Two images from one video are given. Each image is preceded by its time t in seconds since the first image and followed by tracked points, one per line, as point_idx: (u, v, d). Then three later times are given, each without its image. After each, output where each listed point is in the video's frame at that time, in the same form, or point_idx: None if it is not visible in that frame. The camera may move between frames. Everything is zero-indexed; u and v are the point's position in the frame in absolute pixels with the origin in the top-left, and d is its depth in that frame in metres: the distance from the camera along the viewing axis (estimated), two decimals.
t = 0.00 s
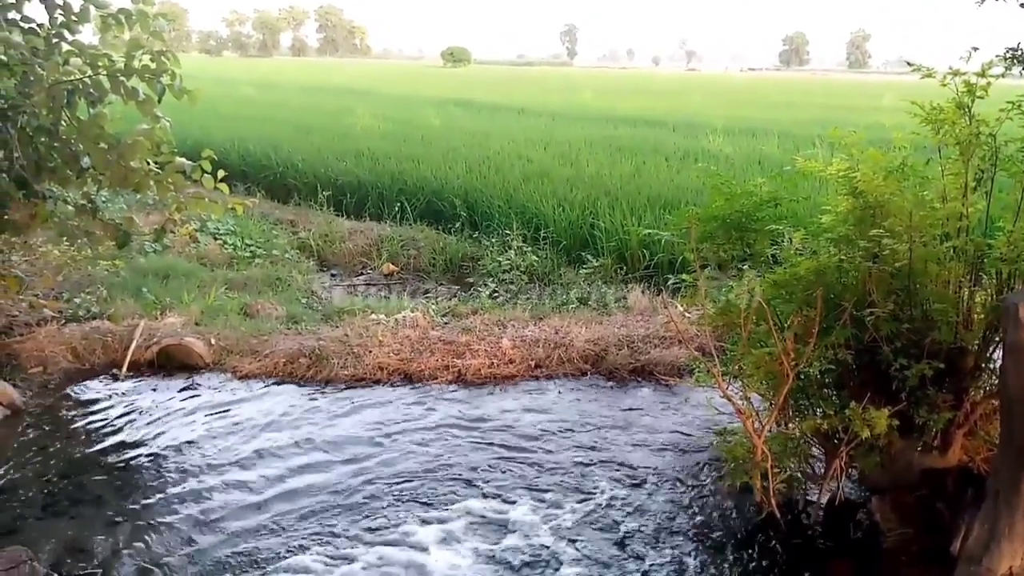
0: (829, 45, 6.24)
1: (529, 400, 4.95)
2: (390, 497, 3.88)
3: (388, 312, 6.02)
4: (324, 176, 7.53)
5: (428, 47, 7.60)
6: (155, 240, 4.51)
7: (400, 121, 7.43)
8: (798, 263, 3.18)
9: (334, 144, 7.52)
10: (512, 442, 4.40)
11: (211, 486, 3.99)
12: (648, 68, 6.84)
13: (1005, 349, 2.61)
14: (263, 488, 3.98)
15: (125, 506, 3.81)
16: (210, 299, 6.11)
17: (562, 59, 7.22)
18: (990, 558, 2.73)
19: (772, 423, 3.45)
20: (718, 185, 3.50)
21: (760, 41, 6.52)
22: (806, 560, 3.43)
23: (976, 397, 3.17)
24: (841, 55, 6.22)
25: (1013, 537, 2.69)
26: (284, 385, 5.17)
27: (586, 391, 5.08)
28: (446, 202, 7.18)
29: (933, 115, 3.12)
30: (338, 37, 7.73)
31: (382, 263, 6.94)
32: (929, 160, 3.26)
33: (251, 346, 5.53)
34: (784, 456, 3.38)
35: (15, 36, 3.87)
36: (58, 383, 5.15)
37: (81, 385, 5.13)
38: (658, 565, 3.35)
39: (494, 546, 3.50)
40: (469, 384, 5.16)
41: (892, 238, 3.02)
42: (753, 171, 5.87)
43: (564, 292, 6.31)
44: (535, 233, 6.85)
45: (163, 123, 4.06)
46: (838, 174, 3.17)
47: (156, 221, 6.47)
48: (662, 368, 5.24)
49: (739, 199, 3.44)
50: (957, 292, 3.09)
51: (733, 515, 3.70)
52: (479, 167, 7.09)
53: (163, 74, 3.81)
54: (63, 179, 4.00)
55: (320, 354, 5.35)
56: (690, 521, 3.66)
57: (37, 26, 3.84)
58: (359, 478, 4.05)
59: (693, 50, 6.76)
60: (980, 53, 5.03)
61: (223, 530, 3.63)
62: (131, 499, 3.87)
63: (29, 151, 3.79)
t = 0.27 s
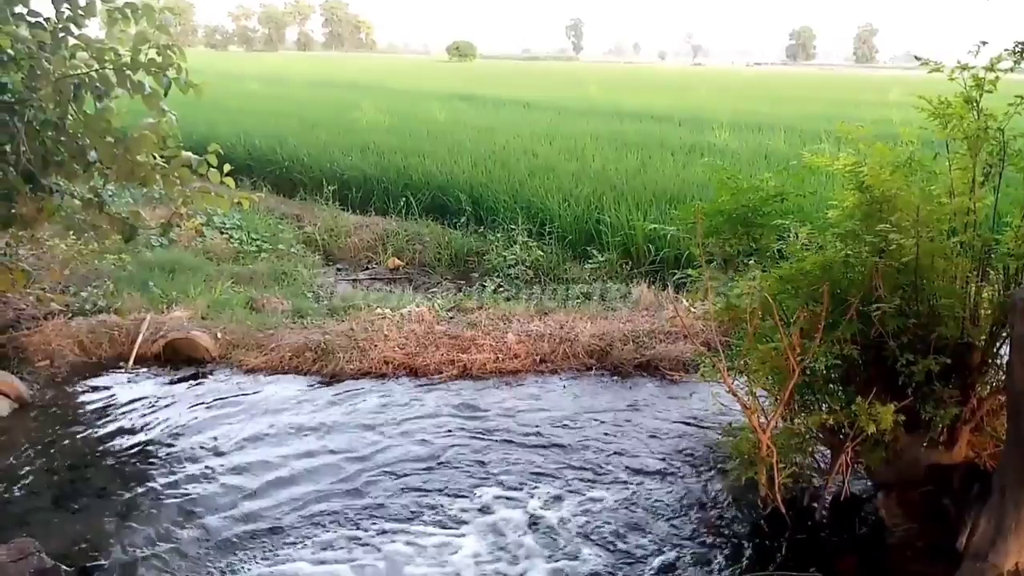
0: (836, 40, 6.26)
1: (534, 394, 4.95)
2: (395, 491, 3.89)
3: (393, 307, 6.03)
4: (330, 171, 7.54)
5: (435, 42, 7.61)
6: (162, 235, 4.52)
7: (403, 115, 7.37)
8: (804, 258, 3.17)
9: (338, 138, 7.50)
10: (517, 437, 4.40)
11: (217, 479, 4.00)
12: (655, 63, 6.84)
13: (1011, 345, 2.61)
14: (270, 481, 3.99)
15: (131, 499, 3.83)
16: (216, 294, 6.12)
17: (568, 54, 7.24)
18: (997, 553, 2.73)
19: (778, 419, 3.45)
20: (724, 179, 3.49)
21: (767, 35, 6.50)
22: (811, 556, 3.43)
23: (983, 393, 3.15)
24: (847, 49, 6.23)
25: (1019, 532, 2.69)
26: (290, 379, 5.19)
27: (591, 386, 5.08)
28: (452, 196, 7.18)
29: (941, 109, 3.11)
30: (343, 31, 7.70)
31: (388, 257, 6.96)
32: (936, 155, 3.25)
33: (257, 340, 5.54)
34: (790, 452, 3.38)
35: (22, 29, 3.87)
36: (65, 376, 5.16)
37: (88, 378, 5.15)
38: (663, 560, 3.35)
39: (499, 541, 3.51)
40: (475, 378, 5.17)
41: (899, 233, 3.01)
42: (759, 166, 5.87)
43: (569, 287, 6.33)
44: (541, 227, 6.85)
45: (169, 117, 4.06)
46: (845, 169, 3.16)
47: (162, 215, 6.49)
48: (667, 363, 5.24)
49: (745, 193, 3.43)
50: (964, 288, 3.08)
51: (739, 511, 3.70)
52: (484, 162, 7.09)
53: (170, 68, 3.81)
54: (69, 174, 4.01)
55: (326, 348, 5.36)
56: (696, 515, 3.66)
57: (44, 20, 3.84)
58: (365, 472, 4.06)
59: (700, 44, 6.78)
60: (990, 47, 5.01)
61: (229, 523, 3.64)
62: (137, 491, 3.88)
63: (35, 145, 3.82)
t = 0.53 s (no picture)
0: (843, 37, 6.24)
1: (540, 393, 4.95)
2: (402, 489, 3.90)
3: (399, 305, 6.03)
4: (336, 169, 7.55)
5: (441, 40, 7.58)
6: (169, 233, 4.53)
7: (409, 113, 7.33)
8: (812, 257, 3.16)
9: (344, 135, 7.49)
10: (524, 436, 4.40)
11: (224, 477, 4.01)
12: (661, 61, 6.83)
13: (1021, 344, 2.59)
14: (277, 479, 4.00)
15: (139, 496, 3.84)
16: (224, 292, 6.14)
17: (575, 52, 7.23)
18: (1007, 553, 2.71)
19: (785, 418, 3.44)
20: (731, 178, 3.48)
21: (774, 33, 6.49)
22: (819, 555, 3.42)
23: (992, 392, 3.14)
24: (855, 47, 6.21)
25: None
26: (297, 378, 5.20)
27: (598, 384, 5.08)
28: (458, 195, 7.18)
29: (950, 107, 3.09)
30: (350, 30, 7.74)
31: (394, 256, 6.99)
32: (945, 153, 3.23)
33: (264, 338, 5.55)
34: (797, 451, 3.38)
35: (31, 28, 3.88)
36: (74, 374, 5.18)
37: (96, 376, 5.16)
38: (670, 559, 3.35)
39: (506, 539, 3.51)
40: (481, 376, 5.17)
41: (908, 232, 3.00)
42: (767, 165, 5.88)
43: (575, 286, 6.35)
44: (547, 226, 6.87)
45: (177, 116, 4.07)
46: (853, 167, 3.14)
47: (170, 214, 6.51)
48: (674, 362, 5.23)
49: (752, 192, 3.42)
50: (973, 287, 3.06)
51: (746, 510, 3.70)
52: (489, 160, 7.08)
53: (177, 67, 3.82)
54: (77, 172, 4.02)
55: (333, 347, 5.36)
56: (702, 514, 3.66)
57: (52, 19, 3.85)
58: (372, 471, 4.07)
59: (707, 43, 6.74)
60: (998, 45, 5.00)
61: (237, 521, 3.65)
62: (146, 489, 3.89)
63: (44, 144, 3.82)
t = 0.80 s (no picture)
0: (849, 37, 6.22)
1: (546, 392, 4.95)
2: (408, 488, 3.90)
3: (405, 304, 6.03)
4: (342, 169, 7.54)
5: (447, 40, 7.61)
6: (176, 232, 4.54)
7: (415, 113, 7.33)
8: (819, 257, 3.15)
9: (349, 135, 7.51)
10: (530, 436, 4.40)
11: (231, 475, 4.02)
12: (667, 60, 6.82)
13: None
14: (283, 477, 4.01)
15: (145, 495, 3.85)
16: (230, 291, 6.15)
17: (580, 51, 7.22)
18: (1014, 554, 2.70)
19: (791, 418, 3.43)
20: (738, 177, 3.47)
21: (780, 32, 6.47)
22: (825, 555, 3.42)
23: (999, 393, 3.14)
24: (861, 47, 6.19)
25: None
26: (303, 377, 5.20)
27: (603, 384, 5.08)
28: (463, 194, 7.19)
29: (958, 107, 3.07)
30: (356, 30, 7.74)
31: (400, 256, 7.00)
32: (952, 153, 3.22)
33: (270, 337, 5.56)
34: (803, 451, 3.37)
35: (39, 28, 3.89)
36: (80, 373, 5.20)
37: (103, 375, 5.18)
38: (676, 558, 3.35)
39: (511, 538, 3.51)
40: (486, 376, 5.17)
41: (915, 232, 2.99)
42: (773, 165, 5.87)
43: (580, 286, 6.34)
44: (552, 226, 6.84)
45: (184, 115, 4.07)
46: (859, 167, 3.14)
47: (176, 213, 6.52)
48: (680, 362, 5.22)
49: (759, 192, 3.41)
50: (980, 286, 3.05)
51: (752, 510, 3.69)
52: (495, 159, 7.08)
53: (184, 66, 3.83)
54: (84, 171, 4.03)
55: (339, 346, 5.37)
56: (708, 514, 3.65)
57: (60, 19, 3.86)
58: (377, 470, 4.07)
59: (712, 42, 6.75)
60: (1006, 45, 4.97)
61: (243, 520, 3.65)
62: (152, 487, 3.90)
63: (51, 143, 3.84)
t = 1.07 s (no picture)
0: (861, 37, 6.18)
1: (555, 393, 4.95)
2: (417, 488, 3.90)
3: (415, 304, 6.04)
4: (352, 169, 7.56)
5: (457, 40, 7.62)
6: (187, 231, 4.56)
7: (425, 114, 7.34)
8: (830, 258, 3.14)
9: (359, 134, 7.53)
10: (538, 437, 4.39)
11: (241, 474, 4.04)
12: (677, 60, 6.79)
13: None
14: (292, 476, 4.02)
15: (156, 493, 3.87)
16: (241, 290, 6.17)
17: (590, 51, 7.20)
18: None
19: (802, 420, 3.42)
20: (749, 178, 3.46)
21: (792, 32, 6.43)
22: (835, 558, 3.41)
23: (1013, 396, 3.07)
24: (873, 47, 6.15)
25: None
26: (313, 376, 5.21)
27: (613, 384, 5.08)
28: (473, 194, 7.19)
29: (972, 107, 3.04)
30: (366, 30, 7.76)
31: (409, 255, 7.02)
32: (966, 154, 3.19)
33: (281, 336, 5.58)
34: (814, 453, 3.36)
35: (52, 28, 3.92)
36: (92, 371, 5.23)
37: (114, 373, 5.21)
38: (684, 559, 3.35)
39: (521, 539, 3.51)
40: (496, 376, 5.18)
41: (928, 233, 2.98)
42: (784, 165, 5.84)
43: (590, 287, 6.34)
44: (562, 225, 6.85)
45: (195, 115, 4.09)
46: (871, 168, 3.12)
47: (187, 212, 6.55)
48: (690, 362, 5.21)
49: (770, 193, 3.40)
50: (994, 288, 3.03)
51: (762, 512, 3.68)
52: (504, 159, 7.07)
53: (197, 66, 3.85)
54: (97, 171, 4.05)
55: (348, 345, 5.38)
56: (719, 516, 3.65)
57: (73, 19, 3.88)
58: (387, 470, 4.07)
59: (722, 42, 6.72)
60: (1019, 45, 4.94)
61: (253, 519, 3.67)
62: (163, 485, 3.92)
63: (64, 143, 3.86)
